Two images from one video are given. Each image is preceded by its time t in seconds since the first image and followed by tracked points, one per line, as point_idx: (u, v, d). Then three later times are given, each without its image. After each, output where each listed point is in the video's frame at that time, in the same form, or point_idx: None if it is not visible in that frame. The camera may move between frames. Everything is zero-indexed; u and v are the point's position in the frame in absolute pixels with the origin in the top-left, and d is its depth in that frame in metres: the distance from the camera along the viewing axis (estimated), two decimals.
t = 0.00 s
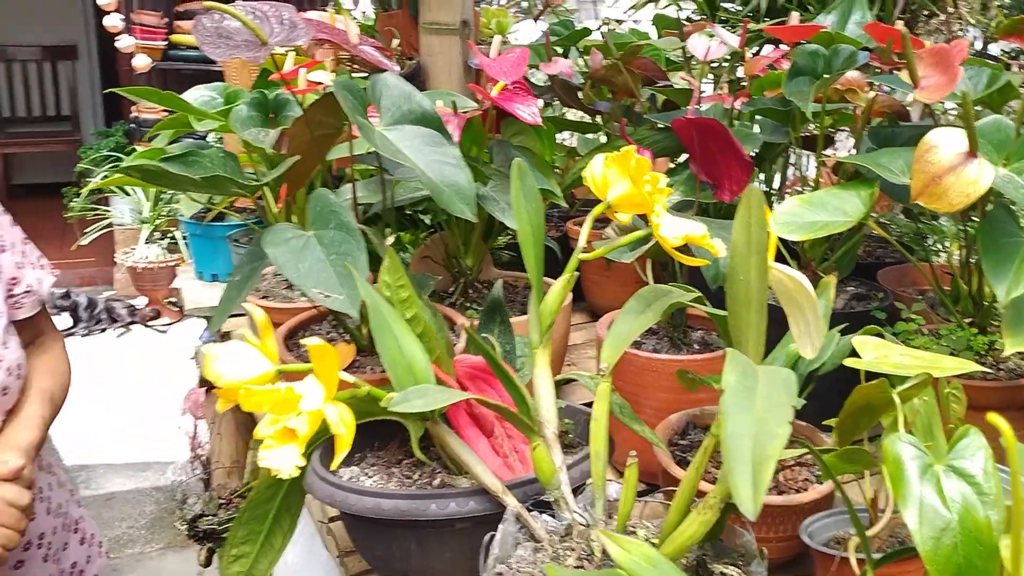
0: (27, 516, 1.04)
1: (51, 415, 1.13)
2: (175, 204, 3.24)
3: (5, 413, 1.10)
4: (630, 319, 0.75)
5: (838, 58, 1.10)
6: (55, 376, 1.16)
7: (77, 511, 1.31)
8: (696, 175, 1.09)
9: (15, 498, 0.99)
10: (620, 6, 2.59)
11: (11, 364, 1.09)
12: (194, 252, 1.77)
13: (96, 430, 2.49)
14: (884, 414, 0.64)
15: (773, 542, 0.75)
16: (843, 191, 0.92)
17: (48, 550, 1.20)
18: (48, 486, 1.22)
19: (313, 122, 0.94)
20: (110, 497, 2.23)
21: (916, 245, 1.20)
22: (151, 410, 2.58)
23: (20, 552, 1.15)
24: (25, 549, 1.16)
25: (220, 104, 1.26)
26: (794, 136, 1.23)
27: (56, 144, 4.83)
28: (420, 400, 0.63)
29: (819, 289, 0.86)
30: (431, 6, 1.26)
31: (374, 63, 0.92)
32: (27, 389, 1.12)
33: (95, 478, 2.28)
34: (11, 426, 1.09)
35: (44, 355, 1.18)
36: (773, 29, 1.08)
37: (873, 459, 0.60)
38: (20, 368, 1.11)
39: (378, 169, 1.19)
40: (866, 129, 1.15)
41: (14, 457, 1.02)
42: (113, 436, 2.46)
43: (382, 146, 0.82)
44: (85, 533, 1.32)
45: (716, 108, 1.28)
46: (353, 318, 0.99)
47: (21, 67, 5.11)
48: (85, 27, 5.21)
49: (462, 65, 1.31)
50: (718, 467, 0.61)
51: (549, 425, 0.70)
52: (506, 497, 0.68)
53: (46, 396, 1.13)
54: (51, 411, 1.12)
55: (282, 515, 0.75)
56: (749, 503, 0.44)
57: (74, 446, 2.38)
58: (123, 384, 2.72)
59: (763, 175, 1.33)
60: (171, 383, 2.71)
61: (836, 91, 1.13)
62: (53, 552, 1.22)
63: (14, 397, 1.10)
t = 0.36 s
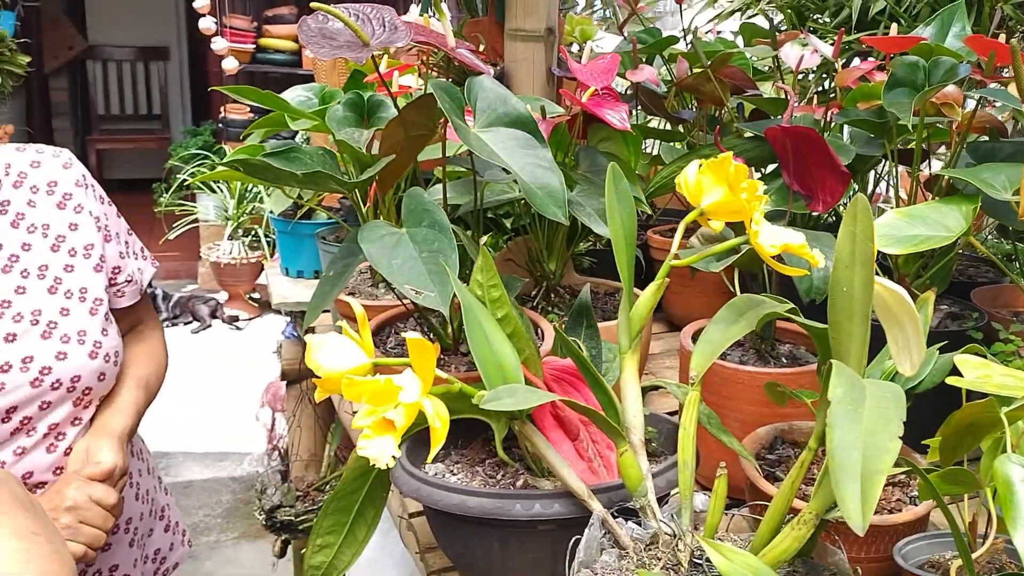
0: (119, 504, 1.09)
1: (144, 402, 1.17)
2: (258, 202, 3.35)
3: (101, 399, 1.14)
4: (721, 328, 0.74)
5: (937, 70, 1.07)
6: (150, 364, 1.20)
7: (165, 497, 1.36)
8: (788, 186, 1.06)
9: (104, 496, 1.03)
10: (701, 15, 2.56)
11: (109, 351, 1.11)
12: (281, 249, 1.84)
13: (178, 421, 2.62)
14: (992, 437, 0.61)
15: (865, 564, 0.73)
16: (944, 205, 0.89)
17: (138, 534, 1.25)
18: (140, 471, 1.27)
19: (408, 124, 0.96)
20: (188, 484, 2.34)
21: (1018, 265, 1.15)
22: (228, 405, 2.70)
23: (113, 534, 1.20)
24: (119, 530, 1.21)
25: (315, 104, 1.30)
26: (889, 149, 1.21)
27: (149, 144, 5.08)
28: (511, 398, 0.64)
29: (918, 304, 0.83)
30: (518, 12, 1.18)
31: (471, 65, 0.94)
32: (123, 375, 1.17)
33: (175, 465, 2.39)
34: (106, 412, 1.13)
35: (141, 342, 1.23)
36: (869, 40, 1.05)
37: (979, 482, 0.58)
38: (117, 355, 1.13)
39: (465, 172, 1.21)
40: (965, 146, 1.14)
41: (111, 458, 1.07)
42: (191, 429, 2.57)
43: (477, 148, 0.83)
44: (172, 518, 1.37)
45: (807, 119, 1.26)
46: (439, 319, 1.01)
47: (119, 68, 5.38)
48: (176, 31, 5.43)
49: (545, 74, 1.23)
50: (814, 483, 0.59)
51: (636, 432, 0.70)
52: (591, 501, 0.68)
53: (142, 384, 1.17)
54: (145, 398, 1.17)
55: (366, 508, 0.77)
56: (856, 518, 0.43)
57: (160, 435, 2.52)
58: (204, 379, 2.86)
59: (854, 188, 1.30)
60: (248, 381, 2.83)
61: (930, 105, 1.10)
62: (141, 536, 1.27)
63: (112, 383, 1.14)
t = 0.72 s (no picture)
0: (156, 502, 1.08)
1: (181, 398, 1.19)
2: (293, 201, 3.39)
3: (139, 393, 1.15)
4: (761, 330, 0.73)
5: (984, 70, 1.04)
6: (187, 361, 1.22)
7: (200, 492, 1.38)
8: (829, 186, 1.04)
9: (124, 525, 1.00)
10: (738, 14, 2.53)
11: (147, 346, 1.13)
12: (316, 247, 1.85)
13: (214, 416, 2.66)
14: None
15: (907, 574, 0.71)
16: (992, 207, 0.86)
17: (172, 530, 1.26)
18: (176, 466, 1.29)
19: (444, 123, 0.96)
20: (223, 478, 2.37)
21: None
22: (262, 401, 2.73)
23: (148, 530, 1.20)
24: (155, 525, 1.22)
25: (351, 102, 1.31)
26: (932, 150, 1.18)
27: (187, 143, 5.17)
28: (547, 398, 0.63)
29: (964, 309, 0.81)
30: (554, 11, 1.17)
31: (508, 63, 0.93)
32: (161, 370, 1.18)
33: (210, 459, 2.43)
34: (143, 406, 1.15)
35: (179, 338, 1.24)
36: (913, 38, 1.02)
37: None
38: (155, 350, 1.15)
39: (500, 170, 1.20)
40: (1010, 147, 1.11)
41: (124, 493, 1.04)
42: (227, 424, 2.61)
43: (514, 146, 0.83)
44: (207, 513, 1.38)
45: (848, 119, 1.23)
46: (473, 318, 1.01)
47: (159, 69, 5.48)
48: (214, 32, 5.52)
49: (581, 73, 1.22)
50: (858, 489, 0.58)
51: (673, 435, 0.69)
52: (627, 504, 0.67)
53: (178, 380, 1.19)
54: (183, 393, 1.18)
55: (399, 506, 0.76)
56: (907, 528, 0.42)
57: (197, 431, 2.55)
58: (239, 375, 2.90)
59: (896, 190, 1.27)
60: (282, 378, 2.86)
61: (974, 106, 1.07)
62: (176, 531, 1.28)
63: (150, 378, 1.16)
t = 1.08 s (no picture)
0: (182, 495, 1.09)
1: (205, 392, 1.19)
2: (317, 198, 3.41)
3: (164, 387, 1.16)
4: (789, 332, 0.72)
5: (1017, 70, 1.02)
6: (212, 356, 1.23)
7: (223, 487, 1.39)
8: (859, 187, 1.03)
9: (152, 496, 0.99)
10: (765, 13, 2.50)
11: (173, 340, 1.14)
12: (341, 244, 1.86)
13: (238, 411, 2.68)
14: None
15: None
16: None
17: (195, 525, 1.27)
18: (200, 460, 1.30)
19: (470, 119, 0.96)
20: (246, 473, 2.39)
21: None
22: (286, 396, 2.75)
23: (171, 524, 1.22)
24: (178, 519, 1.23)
25: (377, 99, 1.31)
26: (963, 151, 1.16)
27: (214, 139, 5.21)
28: (570, 397, 0.62)
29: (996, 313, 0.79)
30: (580, 10, 1.17)
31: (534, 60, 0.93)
32: (187, 364, 1.19)
33: (234, 454, 2.45)
34: (168, 401, 1.16)
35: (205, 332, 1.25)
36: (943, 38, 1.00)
37: None
38: (180, 344, 1.15)
39: (525, 168, 1.20)
40: None
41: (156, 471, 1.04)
42: (251, 419, 2.63)
43: (539, 143, 0.82)
44: (230, 507, 1.39)
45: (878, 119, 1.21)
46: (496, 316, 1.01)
47: (188, 66, 5.54)
48: (242, 30, 5.57)
49: (606, 71, 1.21)
50: (887, 495, 0.56)
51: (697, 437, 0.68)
52: (650, 506, 0.66)
53: (202, 375, 1.20)
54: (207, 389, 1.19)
55: (421, 503, 0.76)
56: (939, 535, 0.41)
57: (222, 426, 2.57)
58: (263, 371, 2.92)
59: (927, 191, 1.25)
60: (306, 374, 2.88)
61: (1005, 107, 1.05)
62: (199, 526, 1.29)
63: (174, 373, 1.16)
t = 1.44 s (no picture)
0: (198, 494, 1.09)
1: (222, 393, 1.20)
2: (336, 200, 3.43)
3: (181, 388, 1.17)
4: (809, 335, 0.71)
5: None
6: (230, 357, 1.23)
7: (242, 487, 1.40)
8: (881, 189, 1.01)
9: (173, 487, 1.00)
10: (786, 13, 2.47)
11: (190, 341, 1.14)
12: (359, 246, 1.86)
13: (257, 412, 2.69)
14: None
15: None
16: None
17: (213, 525, 1.28)
18: (218, 461, 1.31)
19: (486, 121, 0.95)
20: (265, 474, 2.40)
21: None
22: (304, 398, 2.76)
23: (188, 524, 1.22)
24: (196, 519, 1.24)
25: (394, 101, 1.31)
26: (988, 152, 1.14)
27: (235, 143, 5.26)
28: (585, 401, 0.62)
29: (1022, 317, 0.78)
30: (598, 11, 1.16)
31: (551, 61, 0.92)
32: (205, 366, 1.20)
33: (253, 455, 2.46)
34: (185, 402, 1.17)
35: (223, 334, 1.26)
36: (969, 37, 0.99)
37: None
38: (198, 346, 1.16)
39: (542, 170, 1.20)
40: None
41: (178, 469, 1.05)
42: (270, 420, 2.64)
43: (555, 145, 0.82)
44: (248, 508, 1.40)
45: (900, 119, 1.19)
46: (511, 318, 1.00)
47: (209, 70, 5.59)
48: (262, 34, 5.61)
49: (625, 72, 1.20)
50: (909, 502, 0.55)
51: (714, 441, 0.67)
52: (667, 512, 0.65)
53: (220, 376, 1.20)
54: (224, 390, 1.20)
55: (436, 506, 0.76)
56: (962, 545, 0.40)
57: (241, 427, 2.59)
58: (282, 372, 2.94)
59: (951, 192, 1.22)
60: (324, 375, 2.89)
61: None
62: (218, 526, 1.30)
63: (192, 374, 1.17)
